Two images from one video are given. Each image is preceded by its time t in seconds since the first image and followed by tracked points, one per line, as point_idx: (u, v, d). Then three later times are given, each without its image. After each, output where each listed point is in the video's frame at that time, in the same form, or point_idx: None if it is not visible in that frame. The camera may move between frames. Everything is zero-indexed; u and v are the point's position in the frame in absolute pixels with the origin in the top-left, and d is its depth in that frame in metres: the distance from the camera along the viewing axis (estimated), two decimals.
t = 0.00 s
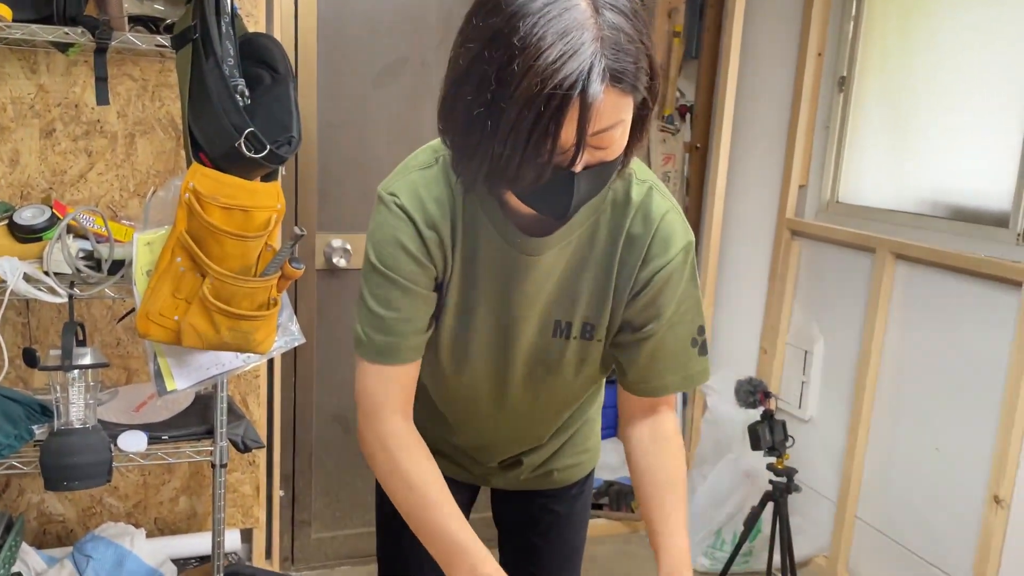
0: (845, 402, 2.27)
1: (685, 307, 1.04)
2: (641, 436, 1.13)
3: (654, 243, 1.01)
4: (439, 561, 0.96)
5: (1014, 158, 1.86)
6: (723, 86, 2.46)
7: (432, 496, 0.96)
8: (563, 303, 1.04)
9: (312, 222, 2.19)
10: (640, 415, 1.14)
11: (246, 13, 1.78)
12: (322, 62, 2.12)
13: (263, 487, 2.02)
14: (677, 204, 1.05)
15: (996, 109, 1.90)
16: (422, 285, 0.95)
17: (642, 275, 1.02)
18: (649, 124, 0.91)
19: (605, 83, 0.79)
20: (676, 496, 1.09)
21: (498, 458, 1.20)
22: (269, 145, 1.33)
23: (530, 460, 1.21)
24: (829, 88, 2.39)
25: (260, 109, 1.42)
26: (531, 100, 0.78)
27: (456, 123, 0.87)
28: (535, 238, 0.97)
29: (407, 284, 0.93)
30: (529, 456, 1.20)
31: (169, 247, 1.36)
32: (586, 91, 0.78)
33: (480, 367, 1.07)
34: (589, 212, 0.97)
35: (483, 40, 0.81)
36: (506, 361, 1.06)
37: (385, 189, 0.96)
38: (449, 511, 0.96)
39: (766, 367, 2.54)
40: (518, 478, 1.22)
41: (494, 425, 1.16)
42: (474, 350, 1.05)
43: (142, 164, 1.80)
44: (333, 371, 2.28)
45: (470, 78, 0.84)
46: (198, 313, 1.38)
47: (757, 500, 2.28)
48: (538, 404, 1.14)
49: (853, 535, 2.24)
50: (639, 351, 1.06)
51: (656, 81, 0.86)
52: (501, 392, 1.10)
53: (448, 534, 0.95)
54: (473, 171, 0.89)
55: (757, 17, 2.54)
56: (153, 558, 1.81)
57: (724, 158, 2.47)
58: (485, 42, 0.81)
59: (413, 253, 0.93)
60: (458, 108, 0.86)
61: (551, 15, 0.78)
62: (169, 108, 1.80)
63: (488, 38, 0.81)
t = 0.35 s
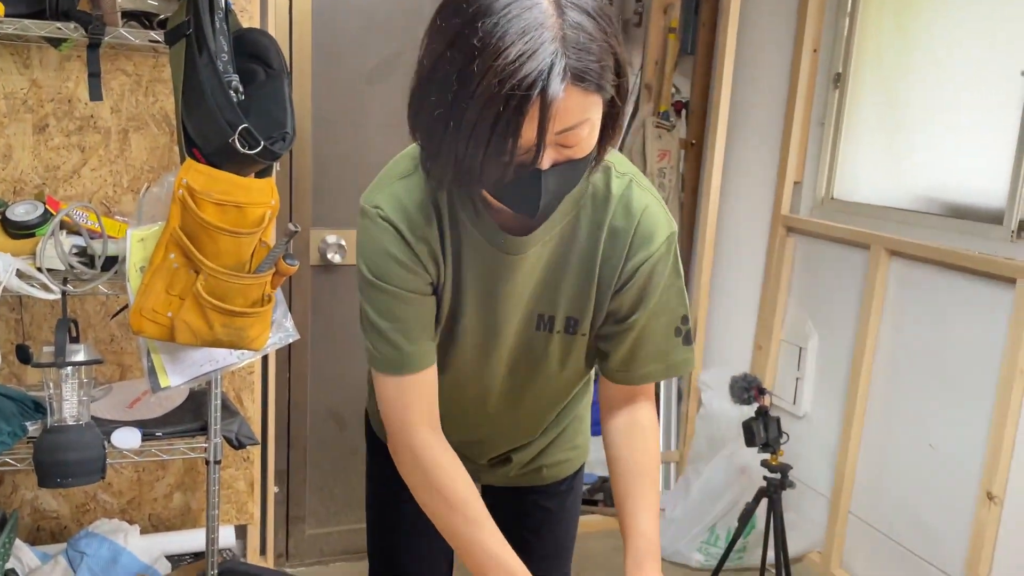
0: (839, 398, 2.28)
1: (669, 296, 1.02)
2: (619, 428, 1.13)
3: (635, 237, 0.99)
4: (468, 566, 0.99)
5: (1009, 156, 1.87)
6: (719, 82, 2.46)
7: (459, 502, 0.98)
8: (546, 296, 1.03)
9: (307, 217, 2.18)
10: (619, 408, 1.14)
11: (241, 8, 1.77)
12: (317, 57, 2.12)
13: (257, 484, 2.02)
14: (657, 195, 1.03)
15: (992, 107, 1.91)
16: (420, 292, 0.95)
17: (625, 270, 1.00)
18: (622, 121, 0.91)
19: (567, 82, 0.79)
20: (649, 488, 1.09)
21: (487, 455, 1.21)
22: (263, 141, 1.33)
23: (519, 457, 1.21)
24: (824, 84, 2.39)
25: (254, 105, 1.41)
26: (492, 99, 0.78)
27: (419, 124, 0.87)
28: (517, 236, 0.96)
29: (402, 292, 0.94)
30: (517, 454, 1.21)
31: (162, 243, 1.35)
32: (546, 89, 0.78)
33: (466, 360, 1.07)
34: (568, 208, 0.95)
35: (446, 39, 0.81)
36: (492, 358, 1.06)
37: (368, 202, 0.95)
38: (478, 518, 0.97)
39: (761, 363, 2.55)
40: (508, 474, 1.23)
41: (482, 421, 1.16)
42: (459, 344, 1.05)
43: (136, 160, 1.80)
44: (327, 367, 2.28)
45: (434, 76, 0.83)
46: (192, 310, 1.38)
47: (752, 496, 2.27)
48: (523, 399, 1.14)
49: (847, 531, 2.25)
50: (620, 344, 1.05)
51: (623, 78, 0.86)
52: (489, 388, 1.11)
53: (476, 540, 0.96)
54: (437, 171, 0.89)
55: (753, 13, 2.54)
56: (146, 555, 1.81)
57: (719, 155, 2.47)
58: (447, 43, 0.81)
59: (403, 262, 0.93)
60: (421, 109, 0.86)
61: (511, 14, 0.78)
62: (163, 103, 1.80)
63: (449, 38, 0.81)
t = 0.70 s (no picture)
0: (835, 390, 2.28)
1: (651, 282, 1.02)
2: (598, 411, 1.12)
3: (612, 223, 0.97)
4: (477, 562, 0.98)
5: (1006, 147, 1.86)
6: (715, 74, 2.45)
7: (459, 496, 0.97)
8: (525, 283, 1.01)
9: (301, 209, 2.17)
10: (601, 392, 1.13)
11: None
12: (311, 48, 2.10)
13: (252, 476, 2.02)
14: (635, 180, 1.01)
15: (989, 98, 1.90)
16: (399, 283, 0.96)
17: (603, 257, 0.98)
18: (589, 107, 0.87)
19: (512, 64, 0.75)
20: (624, 469, 1.08)
21: (477, 445, 1.20)
22: (256, 131, 1.32)
23: (509, 448, 1.20)
24: (821, 76, 2.38)
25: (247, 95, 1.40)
26: (434, 79, 0.75)
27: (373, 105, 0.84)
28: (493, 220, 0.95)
29: (382, 281, 0.95)
30: (507, 444, 1.20)
31: (154, 234, 1.34)
32: (489, 72, 0.74)
33: (448, 349, 1.06)
34: (542, 192, 0.94)
35: (397, 15, 0.78)
36: (474, 346, 1.05)
37: (343, 188, 0.96)
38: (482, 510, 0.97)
39: (757, 355, 2.54)
40: (498, 465, 1.22)
41: (471, 411, 1.15)
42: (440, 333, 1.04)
43: (129, 151, 1.79)
44: (322, 359, 2.27)
45: (384, 53, 0.80)
46: (185, 301, 1.37)
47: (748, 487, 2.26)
48: (508, 389, 1.12)
49: (843, 522, 2.25)
50: (602, 330, 1.04)
51: (584, 61, 0.81)
52: (474, 378, 1.10)
53: (480, 534, 0.96)
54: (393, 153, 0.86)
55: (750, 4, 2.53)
56: (141, 547, 1.80)
57: (716, 146, 2.46)
58: (399, 20, 0.78)
59: (377, 247, 0.93)
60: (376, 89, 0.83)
61: None
62: (156, 94, 1.78)
63: (399, 15, 0.77)
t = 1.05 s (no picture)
0: (834, 381, 2.28)
1: (634, 259, 1.00)
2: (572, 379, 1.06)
3: (586, 200, 0.95)
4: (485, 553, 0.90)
5: (1007, 137, 1.86)
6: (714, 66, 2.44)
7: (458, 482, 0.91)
8: (503, 263, 0.99)
9: (300, 201, 2.16)
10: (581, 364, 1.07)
11: None
12: (309, 38, 2.09)
13: (252, 468, 2.01)
14: (611, 158, 0.99)
15: (989, 89, 1.89)
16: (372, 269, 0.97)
17: (579, 234, 0.97)
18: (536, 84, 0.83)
19: (414, 44, 0.71)
20: (596, 413, 1.00)
21: (473, 434, 1.17)
22: (254, 120, 1.31)
23: (505, 437, 1.18)
24: (821, 66, 2.37)
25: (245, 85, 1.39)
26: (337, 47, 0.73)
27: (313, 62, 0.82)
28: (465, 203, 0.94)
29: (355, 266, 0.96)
30: (503, 434, 1.17)
31: (153, 225, 1.34)
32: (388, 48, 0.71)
33: (427, 334, 1.04)
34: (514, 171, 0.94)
35: None
36: (456, 333, 1.04)
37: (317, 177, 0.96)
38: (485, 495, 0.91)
39: (757, 347, 2.54)
40: (496, 454, 1.20)
41: (462, 400, 1.12)
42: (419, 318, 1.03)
43: (127, 142, 1.78)
44: (321, 351, 2.27)
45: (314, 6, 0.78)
46: (185, 291, 1.36)
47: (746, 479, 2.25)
48: (494, 377, 1.09)
49: (843, 513, 2.25)
50: (583, 310, 1.02)
51: (511, 43, 0.76)
52: (457, 364, 1.07)
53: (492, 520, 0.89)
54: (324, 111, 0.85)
55: None
56: (141, 539, 1.80)
57: (715, 138, 2.45)
58: None
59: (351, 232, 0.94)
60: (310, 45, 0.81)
61: None
62: (154, 84, 1.78)
63: None
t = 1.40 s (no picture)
0: (828, 374, 2.28)
1: (609, 255, 0.88)
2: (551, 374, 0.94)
3: (551, 190, 0.85)
4: None
5: (1000, 130, 1.86)
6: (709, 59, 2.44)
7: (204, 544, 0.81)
8: (466, 256, 0.92)
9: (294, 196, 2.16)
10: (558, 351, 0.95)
11: None
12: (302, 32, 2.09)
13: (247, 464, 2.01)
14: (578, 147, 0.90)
15: (983, 83, 1.89)
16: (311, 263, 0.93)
17: (544, 227, 0.87)
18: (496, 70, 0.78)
19: (366, 32, 0.67)
20: (575, 389, 0.90)
21: (457, 429, 1.09)
22: (245, 115, 1.31)
23: (490, 433, 1.10)
24: (816, 60, 2.36)
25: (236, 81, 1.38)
26: (289, 38, 0.69)
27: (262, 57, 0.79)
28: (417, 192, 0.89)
29: (300, 261, 0.91)
30: (488, 429, 1.10)
31: (144, 221, 1.34)
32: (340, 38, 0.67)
33: (392, 328, 0.98)
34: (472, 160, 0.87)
35: None
36: (420, 328, 0.97)
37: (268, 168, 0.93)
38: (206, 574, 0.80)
39: (752, 340, 2.54)
40: (482, 451, 1.11)
41: (439, 395, 1.05)
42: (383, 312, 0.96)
43: (119, 138, 1.78)
44: (315, 346, 2.26)
45: None
46: (176, 287, 1.36)
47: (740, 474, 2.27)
48: (468, 370, 1.01)
49: (838, 506, 2.26)
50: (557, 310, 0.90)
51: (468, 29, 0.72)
52: (426, 359, 1.00)
53: None
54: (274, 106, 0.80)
55: None
56: (135, 535, 1.80)
57: (710, 132, 2.45)
58: None
59: (296, 224, 0.89)
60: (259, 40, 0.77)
61: None
62: (146, 80, 1.77)
63: None
